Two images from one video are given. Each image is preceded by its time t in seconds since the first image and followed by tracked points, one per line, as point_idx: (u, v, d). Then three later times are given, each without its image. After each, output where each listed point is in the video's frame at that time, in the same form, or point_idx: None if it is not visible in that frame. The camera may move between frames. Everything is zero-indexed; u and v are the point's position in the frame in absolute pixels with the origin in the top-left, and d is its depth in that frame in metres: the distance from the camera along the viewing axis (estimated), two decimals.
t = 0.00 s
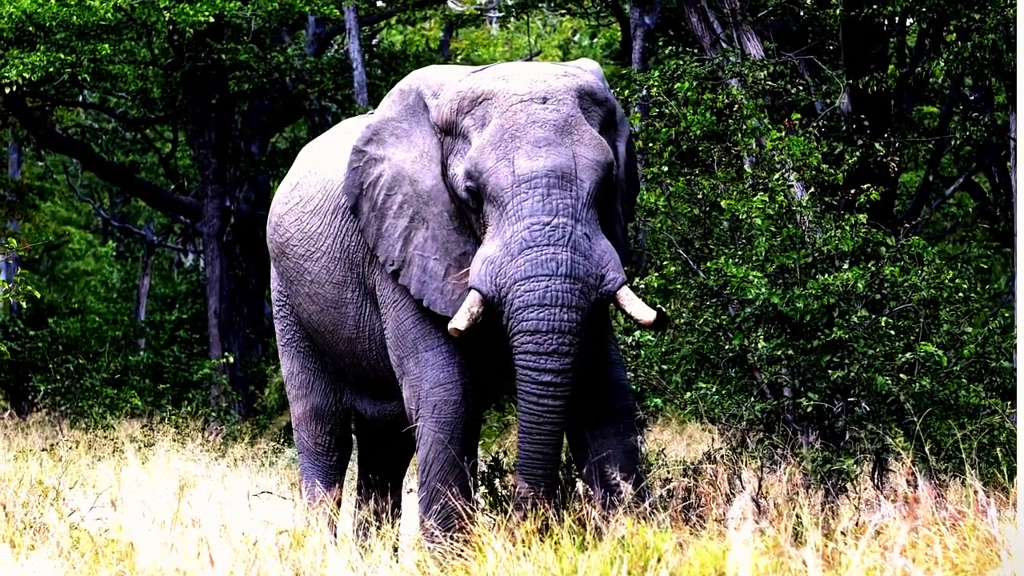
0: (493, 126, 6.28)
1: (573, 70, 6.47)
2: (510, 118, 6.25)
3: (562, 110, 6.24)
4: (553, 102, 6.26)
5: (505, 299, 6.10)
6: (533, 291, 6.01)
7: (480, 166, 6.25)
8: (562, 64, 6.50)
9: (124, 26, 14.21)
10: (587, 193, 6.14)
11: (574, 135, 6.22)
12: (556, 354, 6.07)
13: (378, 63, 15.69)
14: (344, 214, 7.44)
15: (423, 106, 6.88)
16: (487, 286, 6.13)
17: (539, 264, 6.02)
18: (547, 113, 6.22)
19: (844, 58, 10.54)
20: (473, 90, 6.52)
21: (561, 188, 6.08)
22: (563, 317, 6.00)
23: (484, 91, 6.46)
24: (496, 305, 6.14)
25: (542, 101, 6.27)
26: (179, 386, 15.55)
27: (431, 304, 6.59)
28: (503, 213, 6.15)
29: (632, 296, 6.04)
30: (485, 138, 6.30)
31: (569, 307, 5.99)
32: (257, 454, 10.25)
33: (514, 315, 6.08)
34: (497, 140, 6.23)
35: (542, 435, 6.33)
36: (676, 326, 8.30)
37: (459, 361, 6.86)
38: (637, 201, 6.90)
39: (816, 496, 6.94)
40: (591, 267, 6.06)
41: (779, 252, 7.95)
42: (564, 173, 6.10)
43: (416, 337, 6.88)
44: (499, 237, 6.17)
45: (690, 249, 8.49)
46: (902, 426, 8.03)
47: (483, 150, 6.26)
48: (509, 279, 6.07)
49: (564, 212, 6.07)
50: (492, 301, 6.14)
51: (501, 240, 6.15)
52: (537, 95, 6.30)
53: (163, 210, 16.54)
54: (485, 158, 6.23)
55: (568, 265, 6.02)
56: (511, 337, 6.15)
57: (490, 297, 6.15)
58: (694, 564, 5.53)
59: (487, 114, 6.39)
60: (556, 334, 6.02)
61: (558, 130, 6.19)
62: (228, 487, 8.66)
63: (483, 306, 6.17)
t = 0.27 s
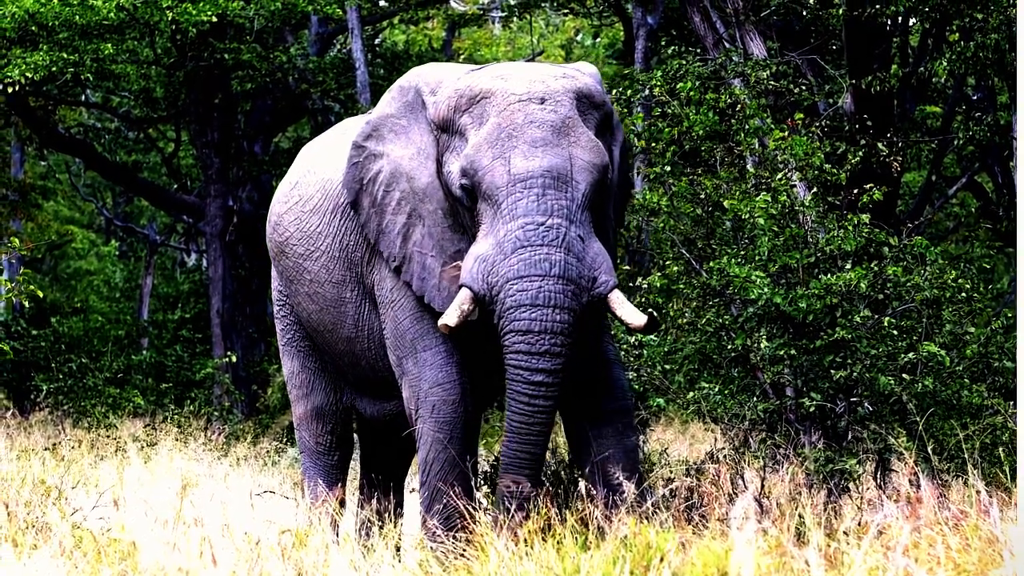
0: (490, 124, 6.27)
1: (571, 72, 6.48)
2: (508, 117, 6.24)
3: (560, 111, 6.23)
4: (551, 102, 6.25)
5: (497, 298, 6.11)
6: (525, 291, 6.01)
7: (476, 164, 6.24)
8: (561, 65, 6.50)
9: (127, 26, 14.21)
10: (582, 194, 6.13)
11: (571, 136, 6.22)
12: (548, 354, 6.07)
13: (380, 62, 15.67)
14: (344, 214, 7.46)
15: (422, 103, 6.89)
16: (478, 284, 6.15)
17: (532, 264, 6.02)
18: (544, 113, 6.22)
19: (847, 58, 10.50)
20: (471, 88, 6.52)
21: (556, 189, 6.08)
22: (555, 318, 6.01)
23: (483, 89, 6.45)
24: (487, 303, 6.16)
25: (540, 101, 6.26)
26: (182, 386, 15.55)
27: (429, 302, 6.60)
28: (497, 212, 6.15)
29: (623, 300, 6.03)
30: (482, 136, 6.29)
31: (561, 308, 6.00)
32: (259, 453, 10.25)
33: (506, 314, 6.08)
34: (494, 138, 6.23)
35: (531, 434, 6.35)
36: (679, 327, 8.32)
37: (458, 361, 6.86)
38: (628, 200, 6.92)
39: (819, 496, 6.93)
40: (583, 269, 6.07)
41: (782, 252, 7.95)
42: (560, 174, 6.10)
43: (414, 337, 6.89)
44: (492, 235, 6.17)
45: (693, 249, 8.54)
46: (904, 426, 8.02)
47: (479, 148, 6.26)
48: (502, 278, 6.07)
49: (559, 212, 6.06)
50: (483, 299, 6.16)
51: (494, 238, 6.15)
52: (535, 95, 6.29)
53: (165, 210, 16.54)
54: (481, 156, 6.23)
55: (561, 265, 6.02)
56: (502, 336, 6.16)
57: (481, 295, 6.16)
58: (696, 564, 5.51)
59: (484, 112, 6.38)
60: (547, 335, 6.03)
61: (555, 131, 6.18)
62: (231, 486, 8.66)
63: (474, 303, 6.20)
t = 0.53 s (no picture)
0: (488, 124, 6.26)
1: (570, 74, 6.48)
2: (506, 117, 6.23)
3: (558, 113, 6.23)
4: (550, 104, 6.25)
5: (488, 298, 6.11)
6: (517, 293, 6.01)
7: (473, 163, 6.24)
8: (560, 66, 6.50)
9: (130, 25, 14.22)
10: (578, 197, 6.13)
11: (569, 138, 6.22)
12: (540, 357, 6.08)
13: (383, 61, 15.66)
14: (344, 213, 7.47)
15: (422, 97, 6.92)
16: (470, 283, 6.16)
17: (525, 266, 6.02)
18: (542, 115, 6.21)
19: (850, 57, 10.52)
20: (470, 86, 6.50)
21: (552, 192, 6.08)
22: (547, 321, 6.01)
23: (482, 88, 6.43)
24: (478, 302, 6.17)
25: (538, 102, 6.26)
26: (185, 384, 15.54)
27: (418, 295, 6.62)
28: (492, 212, 6.14)
29: (615, 304, 6.05)
30: (479, 135, 6.29)
31: (553, 311, 6.00)
32: (263, 452, 10.26)
33: (497, 314, 6.08)
34: (491, 138, 6.22)
35: (523, 438, 6.35)
36: (682, 326, 8.30)
37: (459, 361, 6.88)
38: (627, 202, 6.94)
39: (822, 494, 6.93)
40: (576, 272, 6.07)
41: (786, 251, 7.96)
42: (556, 176, 6.10)
43: (414, 337, 6.91)
44: (486, 234, 6.17)
45: (696, 248, 8.55)
46: (908, 425, 8.02)
47: (476, 147, 6.25)
48: (494, 278, 6.07)
49: (553, 215, 6.06)
50: (474, 298, 6.17)
51: (489, 237, 6.14)
52: (534, 96, 6.29)
53: (168, 208, 16.54)
54: (478, 155, 6.22)
55: (554, 269, 6.02)
56: (493, 337, 6.16)
57: (474, 294, 6.16)
58: (699, 562, 5.50)
59: (483, 111, 6.37)
60: (538, 338, 6.03)
61: (552, 133, 6.18)
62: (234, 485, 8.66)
63: (466, 302, 6.22)
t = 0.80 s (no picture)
0: (486, 124, 6.26)
1: (569, 74, 6.48)
2: (504, 118, 6.23)
3: (557, 115, 6.23)
4: (548, 105, 6.25)
5: (483, 299, 6.11)
6: (513, 296, 6.01)
7: (470, 164, 6.24)
8: (558, 66, 6.50)
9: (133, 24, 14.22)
10: (575, 199, 6.14)
11: (566, 140, 6.22)
12: (536, 360, 6.09)
13: (386, 61, 15.66)
14: (344, 211, 7.47)
15: (420, 93, 6.91)
16: (465, 284, 6.16)
17: (521, 269, 6.02)
18: (540, 116, 6.22)
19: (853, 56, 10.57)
20: (468, 85, 6.49)
21: (549, 194, 6.08)
22: (542, 324, 6.02)
23: (480, 87, 6.43)
24: (473, 303, 6.17)
25: (536, 103, 6.26)
26: (187, 383, 15.54)
27: (412, 291, 6.65)
28: (489, 213, 6.14)
29: (611, 307, 6.07)
30: (477, 136, 6.28)
31: (548, 315, 6.01)
32: (266, 451, 10.27)
33: (493, 317, 6.08)
34: (489, 139, 6.22)
35: (529, 446, 6.34)
36: (685, 325, 8.31)
37: (458, 361, 6.88)
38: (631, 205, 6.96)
39: (824, 494, 6.92)
40: (572, 275, 6.08)
41: (788, 250, 7.95)
42: (553, 179, 6.10)
43: (413, 337, 6.91)
44: (483, 235, 6.17)
45: (700, 247, 8.55)
46: (911, 424, 8.02)
47: (474, 147, 6.25)
48: (490, 280, 6.07)
49: (550, 217, 6.06)
50: (470, 299, 6.17)
51: (485, 238, 6.14)
52: (532, 97, 6.29)
53: (170, 208, 16.56)
54: (475, 155, 6.22)
55: (550, 271, 6.02)
56: (489, 339, 6.16)
57: (469, 295, 6.16)
58: (702, 562, 5.50)
59: (481, 111, 6.36)
60: (534, 340, 6.04)
61: (550, 135, 6.18)
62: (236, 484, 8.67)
63: (462, 304, 6.25)
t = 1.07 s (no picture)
0: (487, 126, 6.25)
1: (569, 73, 6.47)
2: (505, 120, 6.22)
3: (558, 116, 6.23)
4: (549, 106, 6.25)
5: (488, 303, 6.11)
6: (518, 299, 6.02)
7: (471, 166, 6.23)
8: (558, 65, 6.48)
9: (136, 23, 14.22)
10: (577, 201, 6.14)
11: (567, 141, 6.22)
12: (542, 363, 6.10)
13: (389, 60, 15.65)
14: (344, 210, 7.47)
15: (419, 91, 6.91)
16: (469, 287, 6.16)
17: (525, 272, 6.02)
18: (541, 117, 6.21)
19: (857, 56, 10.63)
20: (468, 85, 6.48)
21: (551, 196, 6.08)
22: (548, 327, 6.03)
23: (480, 88, 6.42)
24: (478, 306, 6.17)
25: (537, 104, 6.25)
26: (190, 382, 15.54)
27: (414, 288, 6.65)
28: (491, 216, 6.14)
29: (613, 308, 6.10)
30: (478, 138, 6.27)
31: (554, 317, 6.02)
32: (268, 450, 10.28)
33: (498, 320, 6.09)
34: (490, 140, 6.21)
35: (543, 448, 6.35)
36: (689, 325, 8.31)
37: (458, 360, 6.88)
38: (635, 204, 6.98)
39: (827, 494, 6.92)
40: (576, 276, 6.09)
41: (791, 249, 7.94)
42: (555, 180, 6.10)
43: (414, 337, 6.92)
44: (485, 237, 6.17)
45: (702, 246, 8.54)
46: (913, 424, 8.03)
47: (475, 150, 6.24)
48: (495, 284, 6.07)
49: (553, 220, 6.06)
50: (474, 302, 6.17)
51: (488, 241, 6.14)
52: (533, 98, 6.28)
53: (173, 206, 16.56)
54: (477, 158, 6.21)
55: (554, 274, 6.03)
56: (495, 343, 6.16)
57: (474, 298, 6.16)
58: (705, 561, 5.50)
59: (482, 112, 6.36)
60: (540, 344, 6.05)
61: (551, 136, 6.17)
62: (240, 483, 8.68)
63: (465, 306, 6.23)
